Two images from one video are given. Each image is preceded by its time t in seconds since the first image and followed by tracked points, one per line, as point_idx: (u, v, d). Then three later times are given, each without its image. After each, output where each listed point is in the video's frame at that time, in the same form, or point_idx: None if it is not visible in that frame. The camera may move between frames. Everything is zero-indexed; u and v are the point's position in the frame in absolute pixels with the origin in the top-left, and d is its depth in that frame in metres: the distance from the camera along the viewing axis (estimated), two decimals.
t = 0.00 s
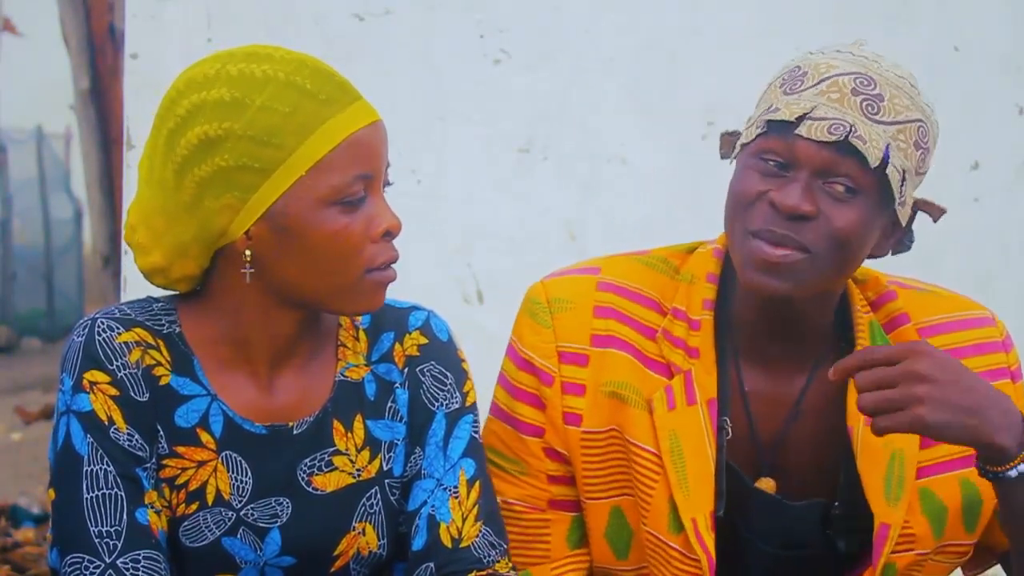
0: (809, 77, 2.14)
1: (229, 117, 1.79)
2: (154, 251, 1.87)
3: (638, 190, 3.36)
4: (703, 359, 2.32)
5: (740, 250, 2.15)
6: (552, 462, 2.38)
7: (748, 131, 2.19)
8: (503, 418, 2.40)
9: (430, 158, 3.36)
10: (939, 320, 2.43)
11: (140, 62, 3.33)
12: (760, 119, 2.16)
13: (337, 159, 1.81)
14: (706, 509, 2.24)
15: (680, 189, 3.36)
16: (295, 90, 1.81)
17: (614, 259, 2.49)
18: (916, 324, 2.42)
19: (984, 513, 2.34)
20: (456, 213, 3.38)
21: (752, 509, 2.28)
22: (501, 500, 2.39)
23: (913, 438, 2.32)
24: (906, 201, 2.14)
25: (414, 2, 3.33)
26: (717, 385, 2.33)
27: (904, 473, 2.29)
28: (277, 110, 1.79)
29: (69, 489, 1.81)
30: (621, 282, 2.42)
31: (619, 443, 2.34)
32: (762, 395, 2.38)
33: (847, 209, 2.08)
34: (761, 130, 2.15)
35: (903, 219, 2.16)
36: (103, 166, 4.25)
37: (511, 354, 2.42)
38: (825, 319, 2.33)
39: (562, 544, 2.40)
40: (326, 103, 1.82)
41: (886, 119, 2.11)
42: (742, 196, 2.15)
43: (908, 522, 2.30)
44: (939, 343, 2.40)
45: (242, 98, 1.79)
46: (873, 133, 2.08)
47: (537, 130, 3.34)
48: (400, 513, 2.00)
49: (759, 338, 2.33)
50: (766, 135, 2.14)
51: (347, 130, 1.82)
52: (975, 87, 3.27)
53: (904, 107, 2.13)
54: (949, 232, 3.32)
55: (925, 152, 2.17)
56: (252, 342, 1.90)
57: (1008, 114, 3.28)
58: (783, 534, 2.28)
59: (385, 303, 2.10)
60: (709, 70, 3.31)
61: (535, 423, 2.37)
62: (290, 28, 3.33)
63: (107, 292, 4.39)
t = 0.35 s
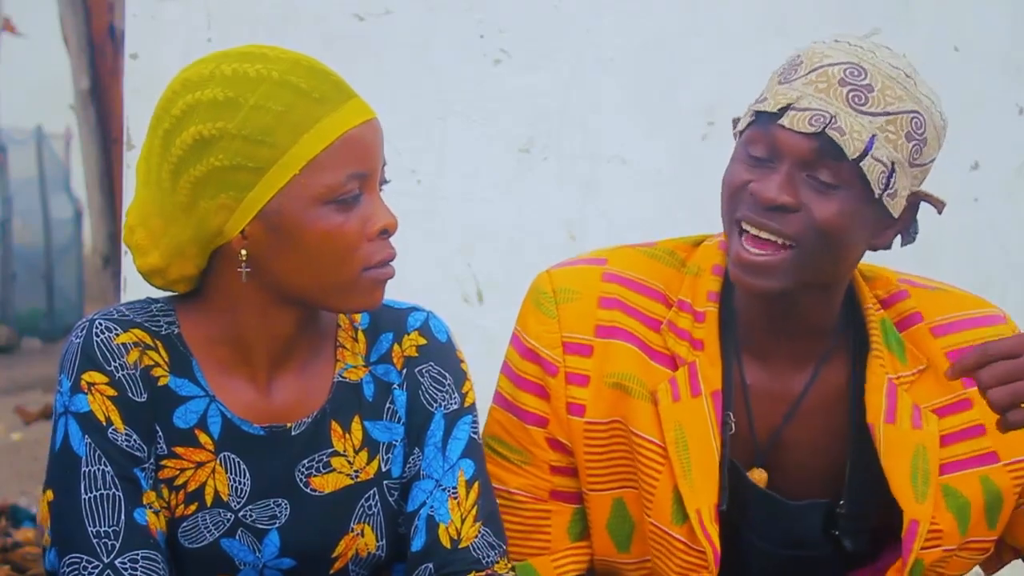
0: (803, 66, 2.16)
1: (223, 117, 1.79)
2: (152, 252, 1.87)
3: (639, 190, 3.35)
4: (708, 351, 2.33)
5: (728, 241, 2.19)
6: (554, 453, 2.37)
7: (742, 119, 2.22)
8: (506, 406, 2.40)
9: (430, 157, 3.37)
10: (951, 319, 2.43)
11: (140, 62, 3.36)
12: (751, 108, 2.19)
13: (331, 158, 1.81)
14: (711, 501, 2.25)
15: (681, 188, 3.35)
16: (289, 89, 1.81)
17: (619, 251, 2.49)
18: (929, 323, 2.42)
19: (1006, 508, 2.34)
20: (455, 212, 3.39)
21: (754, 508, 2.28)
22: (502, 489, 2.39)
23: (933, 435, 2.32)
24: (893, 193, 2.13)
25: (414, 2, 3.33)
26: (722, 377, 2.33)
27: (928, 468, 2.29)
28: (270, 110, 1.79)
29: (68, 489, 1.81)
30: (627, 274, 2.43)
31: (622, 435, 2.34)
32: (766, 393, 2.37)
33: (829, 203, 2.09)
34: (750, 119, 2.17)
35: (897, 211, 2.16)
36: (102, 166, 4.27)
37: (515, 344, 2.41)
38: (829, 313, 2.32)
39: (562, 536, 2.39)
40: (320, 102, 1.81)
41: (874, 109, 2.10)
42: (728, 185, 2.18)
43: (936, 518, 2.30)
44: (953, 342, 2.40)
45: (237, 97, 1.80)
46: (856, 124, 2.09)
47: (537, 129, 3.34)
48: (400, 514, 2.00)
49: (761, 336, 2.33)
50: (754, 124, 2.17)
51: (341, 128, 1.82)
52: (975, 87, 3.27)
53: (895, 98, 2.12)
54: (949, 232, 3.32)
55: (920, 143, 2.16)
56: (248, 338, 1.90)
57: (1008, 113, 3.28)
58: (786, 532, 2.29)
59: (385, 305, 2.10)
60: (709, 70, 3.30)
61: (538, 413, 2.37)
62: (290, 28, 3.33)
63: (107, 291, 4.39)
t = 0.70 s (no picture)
0: (765, 76, 2.14)
1: (216, 115, 1.80)
2: (149, 252, 1.89)
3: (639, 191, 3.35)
4: (706, 359, 2.32)
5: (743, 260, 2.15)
6: (552, 462, 2.38)
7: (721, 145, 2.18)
8: (505, 417, 2.41)
9: (430, 157, 3.37)
10: (945, 323, 2.42)
11: (139, 62, 3.37)
12: (729, 132, 2.15)
13: (325, 154, 1.81)
14: (709, 510, 2.25)
15: (681, 188, 3.34)
16: (283, 87, 1.81)
17: (617, 257, 2.49)
18: (922, 327, 2.41)
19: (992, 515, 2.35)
20: (455, 213, 3.39)
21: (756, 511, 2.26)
22: (501, 499, 2.40)
23: (922, 440, 2.33)
24: (894, 167, 2.11)
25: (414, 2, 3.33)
26: (722, 387, 2.32)
27: (916, 474, 2.30)
28: (264, 107, 1.79)
29: (67, 489, 1.81)
30: (624, 282, 2.42)
31: (620, 443, 2.35)
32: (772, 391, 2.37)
33: (838, 197, 2.06)
34: (734, 143, 2.13)
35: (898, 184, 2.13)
36: (103, 167, 4.28)
37: (512, 353, 2.42)
38: (835, 309, 2.32)
39: (561, 545, 2.40)
40: (314, 100, 1.81)
41: (850, 96, 2.08)
42: (733, 211, 2.13)
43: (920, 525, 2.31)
44: (945, 347, 2.39)
45: (231, 96, 1.80)
46: (841, 115, 2.06)
47: (537, 129, 3.34)
48: (399, 514, 2.00)
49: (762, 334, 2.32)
50: (740, 147, 2.13)
51: (335, 125, 1.81)
52: (975, 87, 3.26)
53: (865, 78, 2.10)
54: (949, 232, 3.31)
55: (900, 113, 2.14)
56: (245, 342, 1.90)
57: (1008, 114, 3.28)
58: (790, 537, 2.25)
59: (382, 304, 2.10)
60: (708, 70, 3.30)
61: (536, 423, 2.38)
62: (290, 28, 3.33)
63: (107, 292, 4.37)
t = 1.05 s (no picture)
0: (722, 80, 2.24)
1: (214, 115, 1.80)
2: (149, 251, 1.88)
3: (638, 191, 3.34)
4: (693, 353, 2.35)
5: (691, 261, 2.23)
6: (544, 455, 2.38)
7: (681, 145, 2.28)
8: (496, 410, 2.42)
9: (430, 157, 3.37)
10: (934, 335, 2.39)
11: (139, 62, 3.37)
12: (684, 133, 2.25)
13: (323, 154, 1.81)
14: (696, 502, 2.27)
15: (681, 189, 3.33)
16: (281, 86, 1.81)
17: (606, 253, 2.51)
18: (911, 337, 2.39)
19: (960, 532, 2.32)
20: (454, 212, 3.39)
21: (747, 509, 2.28)
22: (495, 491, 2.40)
23: (892, 451, 2.30)
24: (837, 177, 2.16)
25: (414, 2, 3.33)
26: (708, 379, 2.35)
27: (877, 487, 2.28)
28: (262, 106, 1.79)
29: (67, 489, 1.81)
30: (613, 276, 2.44)
31: (609, 436, 2.35)
32: (755, 392, 2.39)
33: (773, 207, 2.13)
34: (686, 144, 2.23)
35: (846, 194, 2.18)
36: (103, 165, 4.25)
37: (502, 346, 2.42)
38: (821, 307, 2.36)
39: (554, 538, 2.39)
40: (311, 99, 1.81)
41: (792, 105, 2.15)
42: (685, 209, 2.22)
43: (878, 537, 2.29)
44: (931, 359, 2.37)
45: (228, 95, 1.80)
46: (775, 125, 2.13)
47: (538, 129, 3.34)
48: (400, 513, 2.00)
49: (746, 332, 2.37)
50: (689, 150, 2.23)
51: (333, 125, 1.81)
52: (975, 87, 3.26)
53: (813, 86, 2.16)
54: (950, 232, 3.31)
55: (853, 122, 2.18)
56: (246, 341, 1.90)
57: (1009, 114, 3.27)
58: (778, 531, 2.28)
59: (384, 303, 2.10)
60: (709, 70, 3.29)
61: (526, 415, 2.38)
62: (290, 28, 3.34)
63: (108, 293, 4.35)
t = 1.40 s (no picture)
0: (716, 89, 2.24)
1: (213, 114, 1.80)
2: (149, 251, 1.88)
3: (638, 191, 3.35)
4: (690, 355, 2.35)
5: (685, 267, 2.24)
6: (541, 457, 2.39)
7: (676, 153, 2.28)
8: (494, 413, 2.42)
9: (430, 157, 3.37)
10: (931, 333, 2.39)
11: (139, 62, 3.35)
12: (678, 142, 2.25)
13: (322, 155, 1.81)
14: (692, 504, 2.26)
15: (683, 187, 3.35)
16: (281, 86, 1.81)
17: (602, 255, 2.50)
18: (908, 335, 2.39)
19: (959, 531, 2.32)
20: (454, 212, 3.39)
21: (746, 509, 2.28)
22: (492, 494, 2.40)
23: (891, 450, 2.31)
24: (830, 189, 2.16)
25: (414, 2, 3.33)
26: (705, 381, 2.35)
27: (877, 486, 2.29)
28: (261, 106, 1.79)
29: (67, 489, 1.81)
30: (609, 279, 2.44)
31: (606, 439, 2.35)
32: (756, 391, 2.39)
33: (765, 218, 2.13)
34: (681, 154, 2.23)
35: (840, 203, 2.18)
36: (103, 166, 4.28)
37: (499, 350, 2.42)
38: (820, 306, 2.36)
39: (552, 540, 2.40)
40: (310, 99, 1.81)
41: (785, 118, 2.15)
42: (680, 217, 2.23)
43: (878, 536, 2.28)
44: (929, 357, 2.37)
45: (228, 95, 1.80)
46: (768, 138, 2.13)
47: (538, 129, 3.34)
48: (400, 512, 2.00)
49: (742, 333, 2.38)
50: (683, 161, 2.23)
51: (332, 124, 1.81)
52: (975, 87, 3.27)
53: (807, 97, 2.16)
54: (949, 232, 3.31)
55: (848, 133, 2.18)
56: (245, 342, 1.91)
57: (1008, 114, 3.27)
58: (778, 532, 2.27)
59: (385, 303, 2.09)
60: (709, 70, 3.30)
61: (523, 418, 2.38)
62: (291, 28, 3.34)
63: (108, 293, 4.37)
